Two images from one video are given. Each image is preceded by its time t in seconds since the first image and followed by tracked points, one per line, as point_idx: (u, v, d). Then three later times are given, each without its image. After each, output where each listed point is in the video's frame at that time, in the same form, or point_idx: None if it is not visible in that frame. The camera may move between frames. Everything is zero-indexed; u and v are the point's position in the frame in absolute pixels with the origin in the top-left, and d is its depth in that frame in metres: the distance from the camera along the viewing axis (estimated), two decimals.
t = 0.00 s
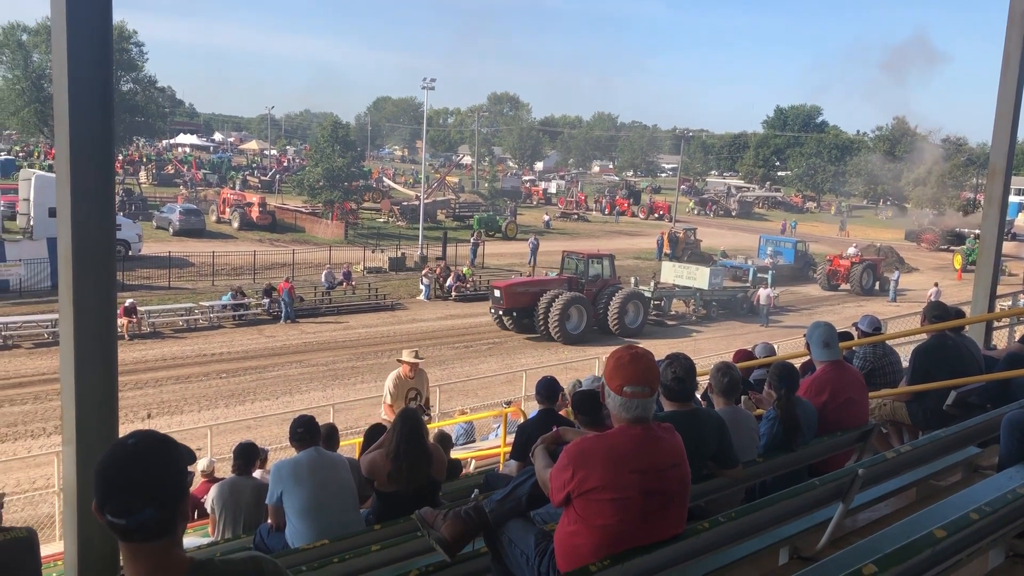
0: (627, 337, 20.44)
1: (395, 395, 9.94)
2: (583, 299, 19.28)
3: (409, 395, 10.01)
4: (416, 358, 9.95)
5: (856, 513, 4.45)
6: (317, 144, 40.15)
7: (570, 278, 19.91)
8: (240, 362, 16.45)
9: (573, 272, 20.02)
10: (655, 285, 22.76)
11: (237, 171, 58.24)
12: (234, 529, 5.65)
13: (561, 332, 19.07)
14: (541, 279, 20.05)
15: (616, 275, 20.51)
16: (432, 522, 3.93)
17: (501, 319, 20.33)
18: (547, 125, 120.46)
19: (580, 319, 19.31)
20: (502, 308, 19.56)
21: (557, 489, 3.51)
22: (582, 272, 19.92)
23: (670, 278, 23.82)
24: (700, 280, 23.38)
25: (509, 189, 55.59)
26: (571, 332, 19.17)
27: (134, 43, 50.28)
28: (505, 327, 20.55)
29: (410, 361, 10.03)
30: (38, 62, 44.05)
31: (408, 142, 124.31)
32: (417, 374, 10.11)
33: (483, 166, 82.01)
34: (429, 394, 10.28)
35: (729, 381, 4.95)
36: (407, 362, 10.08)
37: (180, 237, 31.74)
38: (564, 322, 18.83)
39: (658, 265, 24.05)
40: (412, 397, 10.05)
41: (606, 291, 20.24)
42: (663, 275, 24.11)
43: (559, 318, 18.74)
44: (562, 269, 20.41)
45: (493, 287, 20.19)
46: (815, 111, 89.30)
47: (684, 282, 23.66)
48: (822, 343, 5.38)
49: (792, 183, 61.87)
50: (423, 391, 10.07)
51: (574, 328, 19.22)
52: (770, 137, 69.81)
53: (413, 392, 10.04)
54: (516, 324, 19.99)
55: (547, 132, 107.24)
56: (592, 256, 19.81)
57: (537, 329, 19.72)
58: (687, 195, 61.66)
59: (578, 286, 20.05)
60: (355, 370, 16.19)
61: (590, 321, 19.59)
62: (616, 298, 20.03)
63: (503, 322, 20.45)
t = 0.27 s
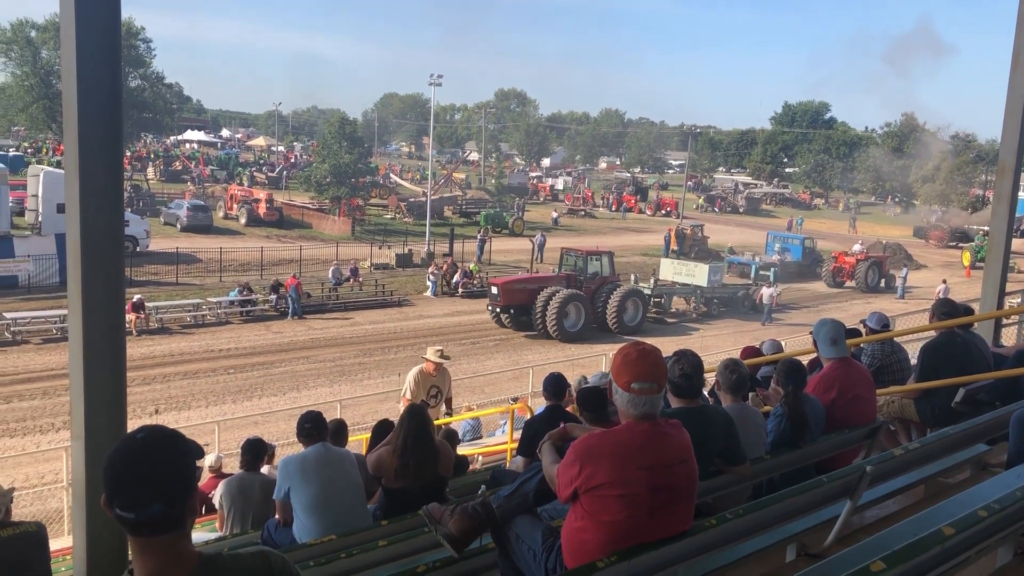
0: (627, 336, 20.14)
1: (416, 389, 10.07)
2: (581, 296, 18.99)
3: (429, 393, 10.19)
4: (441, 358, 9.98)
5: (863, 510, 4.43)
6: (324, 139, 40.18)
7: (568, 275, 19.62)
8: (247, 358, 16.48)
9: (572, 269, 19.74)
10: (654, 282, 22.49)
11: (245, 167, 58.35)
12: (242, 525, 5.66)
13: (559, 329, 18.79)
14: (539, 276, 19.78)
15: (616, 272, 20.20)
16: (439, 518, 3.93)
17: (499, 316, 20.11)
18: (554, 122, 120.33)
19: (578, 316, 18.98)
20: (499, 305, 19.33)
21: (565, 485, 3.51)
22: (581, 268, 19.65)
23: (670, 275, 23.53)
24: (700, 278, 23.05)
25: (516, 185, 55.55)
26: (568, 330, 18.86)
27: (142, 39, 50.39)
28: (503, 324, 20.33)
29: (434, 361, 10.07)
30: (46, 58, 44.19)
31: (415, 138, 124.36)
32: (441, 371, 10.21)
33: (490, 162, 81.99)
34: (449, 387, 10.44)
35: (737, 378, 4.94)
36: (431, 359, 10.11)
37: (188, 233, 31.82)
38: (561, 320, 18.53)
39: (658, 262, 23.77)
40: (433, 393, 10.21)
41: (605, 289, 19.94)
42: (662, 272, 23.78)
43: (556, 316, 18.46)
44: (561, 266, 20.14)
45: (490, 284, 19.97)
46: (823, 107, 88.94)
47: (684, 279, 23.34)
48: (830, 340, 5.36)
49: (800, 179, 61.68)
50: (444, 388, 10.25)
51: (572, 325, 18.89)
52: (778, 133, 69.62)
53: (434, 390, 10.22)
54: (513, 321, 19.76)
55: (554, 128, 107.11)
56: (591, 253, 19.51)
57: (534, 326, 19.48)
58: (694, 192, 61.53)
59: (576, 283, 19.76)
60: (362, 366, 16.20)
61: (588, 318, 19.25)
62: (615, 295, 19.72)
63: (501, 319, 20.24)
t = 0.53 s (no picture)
0: (625, 334, 19.99)
1: (431, 380, 10.10)
2: (578, 295, 18.84)
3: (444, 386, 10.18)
4: (460, 354, 9.90)
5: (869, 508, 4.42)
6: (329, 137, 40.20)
7: (565, 274, 19.49)
8: (252, 355, 16.51)
9: (568, 267, 19.64)
10: (653, 280, 22.33)
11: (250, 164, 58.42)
12: (248, 522, 5.67)
13: (555, 328, 18.65)
14: (535, 274, 19.69)
15: (613, 270, 20.08)
16: (444, 515, 3.94)
17: (495, 315, 20.00)
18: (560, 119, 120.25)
19: (574, 315, 18.78)
20: (495, 303, 19.22)
21: (569, 483, 3.51)
22: (577, 267, 19.54)
23: (666, 272, 23.56)
24: (694, 275, 22.91)
25: (522, 182, 55.52)
26: (564, 329, 18.72)
27: (148, 36, 50.45)
28: (499, 323, 20.23)
29: (452, 355, 10.00)
30: (53, 54, 44.29)
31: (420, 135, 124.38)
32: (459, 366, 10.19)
33: (495, 159, 81.95)
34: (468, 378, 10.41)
35: (742, 376, 4.94)
36: (450, 353, 10.05)
37: (193, 230, 31.87)
38: (556, 318, 18.37)
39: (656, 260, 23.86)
40: (450, 386, 10.21)
41: (602, 287, 19.82)
42: (660, 270, 23.85)
43: (551, 314, 18.33)
44: (558, 265, 20.02)
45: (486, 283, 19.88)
46: (829, 105, 88.73)
47: (680, 278, 23.29)
48: (836, 338, 5.35)
49: (806, 177, 61.52)
50: (461, 381, 10.23)
51: (567, 324, 18.73)
52: (784, 131, 69.48)
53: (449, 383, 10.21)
54: (509, 319, 19.65)
55: (559, 126, 107.02)
56: (587, 251, 19.40)
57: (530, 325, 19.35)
58: (700, 189, 61.42)
59: (573, 282, 19.62)
60: (367, 364, 16.23)
61: (585, 317, 19.01)
62: (612, 294, 19.58)
63: (497, 318, 20.14)
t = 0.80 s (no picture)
0: (620, 334, 19.94)
1: (445, 374, 10.20)
2: (573, 294, 18.77)
3: (457, 383, 10.21)
4: (472, 345, 10.01)
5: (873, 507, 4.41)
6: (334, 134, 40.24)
7: (561, 272, 19.43)
8: (257, 353, 16.54)
9: (563, 266, 19.57)
10: (649, 279, 22.24)
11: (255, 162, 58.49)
12: (253, 519, 5.68)
13: (549, 327, 18.59)
14: (530, 272, 19.62)
15: (609, 269, 20.02)
16: (449, 511, 3.94)
17: (490, 313, 19.95)
18: (565, 117, 120.24)
19: (569, 314, 18.73)
20: (489, 301, 19.16)
21: (574, 481, 3.51)
22: (573, 265, 19.46)
23: (662, 270, 23.41)
24: (689, 274, 22.79)
25: (526, 181, 55.57)
26: (559, 328, 18.66)
27: (153, 34, 50.49)
28: (494, 321, 20.20)
29: (465, 349, 10.09)
30: (59, 52, 44.43)
31: (425, 133, 124.35)
32: (472, 361, 10.32)
33: (500, 158, 81.97)
34: (482, 375, 10.48)
35: (746, 374, 4.94)
36: (463, 347, 10.16)
37: (198, 228, 31.94)
38: (551, 317, 18.31)
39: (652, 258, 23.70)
40: (464, 381, 10.27)
41: (598, 286, 19.76)
42: (655, 268, 23.69)
43: (546, 313, 18.26)
44: (554, 263, 19.96)
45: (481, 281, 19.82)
46: (834, 104, 88.56)
47: (675, 276, 23.19)
48: (840, 336, 5.35)
49: (811, 175, 61.41)
50: (475, 376, 10.30)
51: (562, 323, 18.66)
52: (789, 129, 69.41)
53: (462, 378, 10.25)
54: (504, 318, 19.63)
55: (564, 124, 106.97)
56: (583, 249, 19.33)
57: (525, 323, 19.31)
58: (704, 187, 61.36)
59: (569, 280, 19.55)
60: (372, 361, 16.26)
61: (580, 316, 18.97)
62: (608, 293, 19.53)
63: (492, 316, 20.09)
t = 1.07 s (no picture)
0: (617, 334, 19.91)
1: (461, 369, 9.90)
2: (568, 293, 18.75)
3: (473, 374, 9.99)
4: (484, 336, 9.68)
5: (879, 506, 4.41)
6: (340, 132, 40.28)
7: (556, 271, 19.42)
8: (262, 350, 16.57)
9: (558, 266, 19.55)
10: (646, 278, 22.09)
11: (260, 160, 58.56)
12: (258, 515, 5.70)
13: (545, 326, 18.56)
14: (525, 272, 19.60)
15: (605, 269, 20.03)
16: (454, 509, 3.94)
17: (485, 313, 19.90)
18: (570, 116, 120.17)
19: (564, 313, 18.70)
20: (484, 301, 19.11)
21: (579, 478, 3.52)
22: (569, 264, 19.46)
23: (658, 270, 23.34)
24: (687, 274, 22.78)
25: (531, 179, 55.57)
26: (554, 327, 18.62)
27: (159, 32, 50.54)
28: (489, 321, 20.14)
29: (478, 339, 9.84)
30: (65, 50, 44.47)
31: (431, 131, 124.28)
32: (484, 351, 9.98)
33: (505, 156, 81.95)
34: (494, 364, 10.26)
35: (752, 373, 4.94)
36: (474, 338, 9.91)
37: (204, 226, 31.99)
38: (547, 316, 18.27)
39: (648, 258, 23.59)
40: (479, 372, 10.02)
41: (593, 285, 19.75)
42: (650, 268, 23.57)
43: (541, 312, 18.22)
44: (550, 262, 19.95)
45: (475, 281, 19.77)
46: (840, 103, 88.30)
47: (671, 276, 23.16)
48: (846, 336, 5.35)
49: (817, 174, 61.28)
50: (490, 365, 10.07)
51: (558, 323, 18.64)
52: (794, 128, 69.28)
53: (478, 370, 10.01)
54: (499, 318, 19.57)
55: (569, 123, 106.88)
56: (579, 249, 19.35)
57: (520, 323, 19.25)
58: (710, 186, 61.30)
59: (565, 280, 19.54)
60: (377, 359, 16.28)
61: (575, 316, 18.96)
62: (604, 292, 19.52)
63: (486, 317, 20.03)
